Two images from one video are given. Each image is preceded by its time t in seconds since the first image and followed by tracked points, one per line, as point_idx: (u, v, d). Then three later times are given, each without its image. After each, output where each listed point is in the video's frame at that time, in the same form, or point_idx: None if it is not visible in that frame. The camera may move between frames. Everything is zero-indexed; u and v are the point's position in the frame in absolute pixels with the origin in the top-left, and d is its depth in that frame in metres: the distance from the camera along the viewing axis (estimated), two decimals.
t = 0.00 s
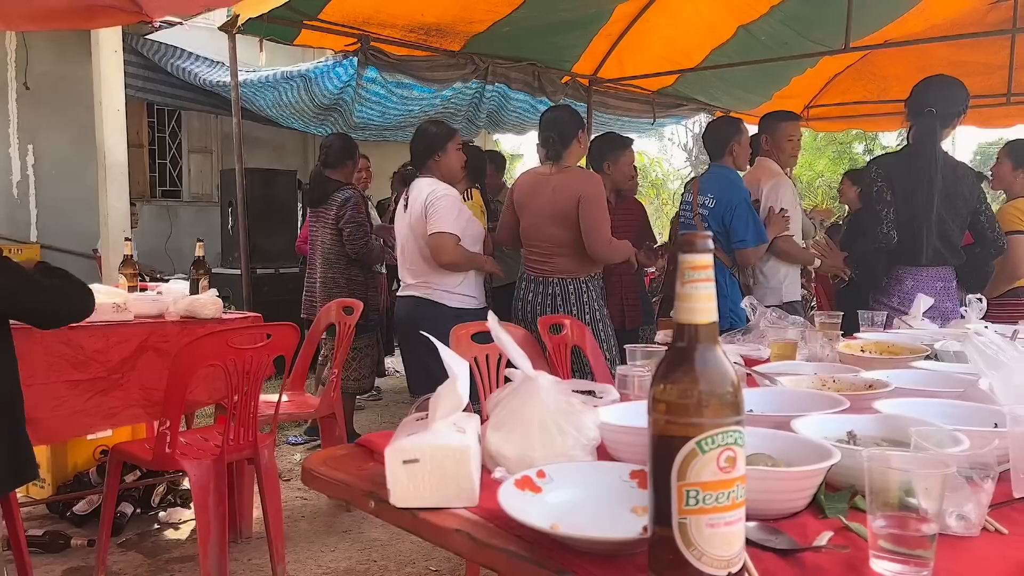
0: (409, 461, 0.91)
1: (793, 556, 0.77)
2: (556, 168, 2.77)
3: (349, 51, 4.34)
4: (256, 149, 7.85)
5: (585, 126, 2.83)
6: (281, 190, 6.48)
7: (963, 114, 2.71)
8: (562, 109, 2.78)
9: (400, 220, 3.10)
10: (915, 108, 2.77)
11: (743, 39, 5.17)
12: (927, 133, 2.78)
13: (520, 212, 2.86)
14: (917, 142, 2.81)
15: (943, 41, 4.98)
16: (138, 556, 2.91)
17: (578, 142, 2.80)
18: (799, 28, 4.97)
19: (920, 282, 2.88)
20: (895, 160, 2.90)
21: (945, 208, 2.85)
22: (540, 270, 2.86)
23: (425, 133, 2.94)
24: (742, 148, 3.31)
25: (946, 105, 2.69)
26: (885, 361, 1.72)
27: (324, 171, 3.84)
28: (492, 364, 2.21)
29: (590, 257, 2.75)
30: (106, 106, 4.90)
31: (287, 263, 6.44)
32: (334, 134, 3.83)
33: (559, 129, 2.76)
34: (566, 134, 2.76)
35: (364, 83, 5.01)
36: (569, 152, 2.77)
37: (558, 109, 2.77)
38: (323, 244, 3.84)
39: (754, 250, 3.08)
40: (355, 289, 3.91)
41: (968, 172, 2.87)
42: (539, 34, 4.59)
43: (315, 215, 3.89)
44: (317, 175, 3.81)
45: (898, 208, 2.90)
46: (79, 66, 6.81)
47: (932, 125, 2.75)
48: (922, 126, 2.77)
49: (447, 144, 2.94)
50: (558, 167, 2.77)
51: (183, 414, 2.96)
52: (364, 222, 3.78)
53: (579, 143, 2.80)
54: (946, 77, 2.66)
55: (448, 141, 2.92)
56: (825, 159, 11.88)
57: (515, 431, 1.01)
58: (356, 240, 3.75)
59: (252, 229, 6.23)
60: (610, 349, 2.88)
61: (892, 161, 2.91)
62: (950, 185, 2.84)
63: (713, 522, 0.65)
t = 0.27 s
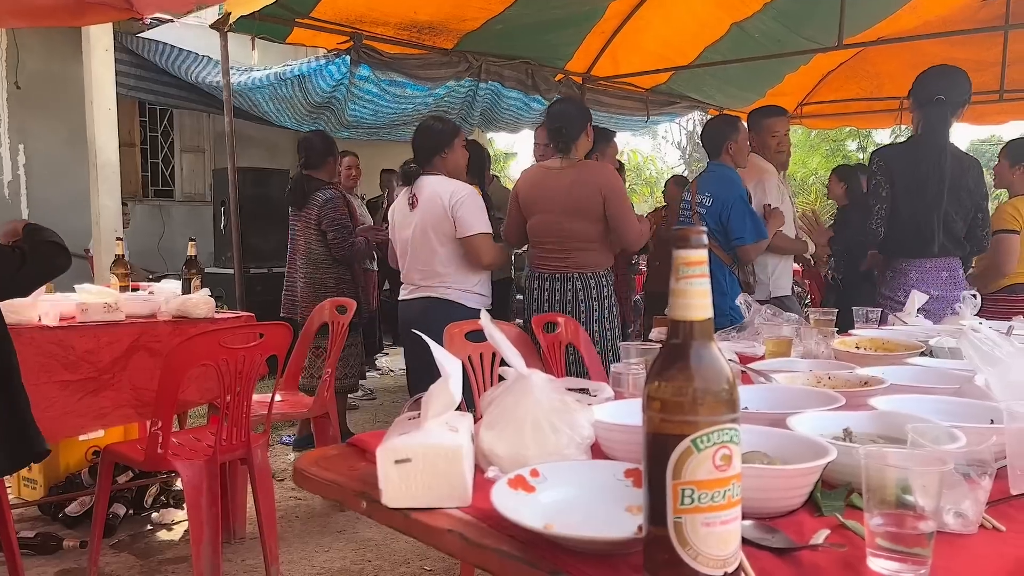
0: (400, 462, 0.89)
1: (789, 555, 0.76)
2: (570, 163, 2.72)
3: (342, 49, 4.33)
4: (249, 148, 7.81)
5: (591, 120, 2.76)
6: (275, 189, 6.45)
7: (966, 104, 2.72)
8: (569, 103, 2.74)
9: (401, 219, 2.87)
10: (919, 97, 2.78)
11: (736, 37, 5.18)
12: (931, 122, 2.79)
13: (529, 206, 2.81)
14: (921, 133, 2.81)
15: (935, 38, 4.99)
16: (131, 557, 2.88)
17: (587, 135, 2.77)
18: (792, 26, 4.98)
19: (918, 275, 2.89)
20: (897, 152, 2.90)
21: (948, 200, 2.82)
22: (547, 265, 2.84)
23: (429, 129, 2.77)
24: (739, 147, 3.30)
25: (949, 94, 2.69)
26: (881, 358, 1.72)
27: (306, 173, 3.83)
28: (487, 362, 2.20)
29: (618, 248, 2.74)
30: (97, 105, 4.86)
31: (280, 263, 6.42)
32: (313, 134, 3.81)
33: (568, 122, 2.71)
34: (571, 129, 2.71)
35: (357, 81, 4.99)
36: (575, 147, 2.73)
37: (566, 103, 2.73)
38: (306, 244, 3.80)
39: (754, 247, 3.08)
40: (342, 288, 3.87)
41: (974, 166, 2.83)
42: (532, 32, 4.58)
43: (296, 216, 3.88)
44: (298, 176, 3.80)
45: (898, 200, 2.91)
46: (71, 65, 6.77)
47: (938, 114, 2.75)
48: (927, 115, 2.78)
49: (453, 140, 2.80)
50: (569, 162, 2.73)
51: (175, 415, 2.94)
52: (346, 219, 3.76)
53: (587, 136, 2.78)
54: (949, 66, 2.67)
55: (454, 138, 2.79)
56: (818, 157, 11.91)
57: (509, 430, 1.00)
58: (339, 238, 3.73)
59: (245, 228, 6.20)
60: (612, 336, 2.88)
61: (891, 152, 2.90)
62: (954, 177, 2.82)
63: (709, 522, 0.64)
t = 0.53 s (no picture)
0: (386, 462, 0.87)
1: (784, 553, 0.74)
2: (573, 158, 2.69)
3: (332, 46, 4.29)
4: (240, 146, 7.76)
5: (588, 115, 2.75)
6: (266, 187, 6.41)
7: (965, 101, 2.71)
8: (570, 97, 2.70)
9: (401, 219, 2.76)
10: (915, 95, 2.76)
11: (728, 33, 5.17)
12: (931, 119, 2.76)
13: (529, 202, 2.78)
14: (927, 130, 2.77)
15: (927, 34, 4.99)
16: (120, 558, 2.85)
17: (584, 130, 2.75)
18: (785, 21, 4.96)
19: (921, 271, 2.88)
20: (900, 149, 2.82)
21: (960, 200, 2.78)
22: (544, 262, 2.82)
23: (433, 127, 2.73)
24: (729, 144, 3.30)
25: (950, 93, 2.67)
26: (875, 353, 1.70)
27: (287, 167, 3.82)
28: (478, 359, 2.18)
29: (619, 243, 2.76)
30: (86, 103, 4.81)
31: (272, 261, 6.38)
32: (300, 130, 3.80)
33: (569, 117, 2.68)
34: (571, 125, 2.69)
35: (347, 78, 4.96)
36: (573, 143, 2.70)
37: (568, 97, 2.69)
38: (284, 240, 3.78)
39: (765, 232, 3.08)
40: (314, 287, 3.81)
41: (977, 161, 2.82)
42: (524, 28, 4.55)
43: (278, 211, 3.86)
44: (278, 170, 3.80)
45: (899, 197, 2.86)
46: (59, 62, 6.70)
47: (941, 112, 2.72)
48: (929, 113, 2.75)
49: (454, 137, 2.78)
50: (570, 157, 2.70)
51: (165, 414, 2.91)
52: (322, 219, 3.70)
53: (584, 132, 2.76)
54: (948, 63, 2.65)
55: (456, 137, 2.78)
56: (811, 153, 11.92)
57: (497, 426, 0.98)
58: (312, 238, 3.67)
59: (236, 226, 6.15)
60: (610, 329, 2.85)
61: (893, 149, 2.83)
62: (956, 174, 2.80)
63: (701, 520, 0.62)
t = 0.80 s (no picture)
0: (360, 463, 0.84)
1: (774, 557, 0.71)
2: (557, 151, 2.66)
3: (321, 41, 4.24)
4: (229, 143, 7.69)
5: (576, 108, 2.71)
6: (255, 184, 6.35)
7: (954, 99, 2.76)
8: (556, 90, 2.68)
9: (388, 211, 2.72)
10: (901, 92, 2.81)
11: (720, 28, 5.14)
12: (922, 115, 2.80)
13: (512, 197, 2.75)
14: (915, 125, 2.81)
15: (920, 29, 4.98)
16: (105, 560, 2.80)
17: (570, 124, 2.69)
18: (777, 17, 4.95)
19: (917, 267, 2.84)
20: (894, 143, 2.85)
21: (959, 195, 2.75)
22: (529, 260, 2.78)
23: (420, 118, 2.69)
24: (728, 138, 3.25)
25: (941, 88, 2.72)
26: (869, 348, 1.68)
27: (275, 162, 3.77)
28: (466, 356, 2.15)
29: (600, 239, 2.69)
30: (72, 100, 4.74)
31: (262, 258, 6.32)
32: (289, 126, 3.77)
33: (553, 109, 2.64)
34: (559, 116, 2.65)
35: (337, 74, 4.91)
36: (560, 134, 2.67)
37: (554, 89, 2.66)
38: (267, 239, 3.72)
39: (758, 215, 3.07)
40: (298, 286, 3.76)
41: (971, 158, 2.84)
42: (515, 23, 4.52)
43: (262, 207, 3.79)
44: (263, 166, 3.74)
45: (894, 192, 2.85)
46: (46, 59, 6.62)
47: (933, 107, 2.75)
48: (919, 107, 2.78)
49: (442, 130, 2.73)
50: (553, 151, 2.66)
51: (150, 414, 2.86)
52: (308, 220, 3.65)
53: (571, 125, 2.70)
54: (936, 59, 2.71)
55: (444, 129, 2.73)
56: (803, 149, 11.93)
57: (479, 425, 0.95)
58: (297, 239, 3.62)
59: (225, 224, 6.10)
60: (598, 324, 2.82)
61: (887, 143, 2.86)
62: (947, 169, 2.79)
63: (687, 523, 0.58)
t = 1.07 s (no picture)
0: (331, 470, 0.81)
1: (761, 564, 0.69)
2: (528, 148, 2.63)
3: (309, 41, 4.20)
4: (217, 143, 7.63)
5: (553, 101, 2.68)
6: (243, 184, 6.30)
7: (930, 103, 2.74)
8: (529, 84, 2.63)
9: (356, 211, 2.68)
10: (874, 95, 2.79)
11: (710, 29, 5.14)
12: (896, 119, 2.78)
13: (484, 196, 2.74)
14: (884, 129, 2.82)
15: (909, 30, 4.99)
16: (86, 565, 2.76)
17: (545, 120, 2.65)
18: (767, 17, 4.94)
19: (885, 267, 2.84)
20: (866, 147, 2.85)
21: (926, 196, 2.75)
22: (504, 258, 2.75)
23: (390, 117, 2.66)
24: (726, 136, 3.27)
25: (915, 92, 2.69)
26: (857, 348, 1.66)
27: (270, 160, 3.75)
28: (452, 359, 2.12)
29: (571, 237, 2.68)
30: (57, 99, 4.68)
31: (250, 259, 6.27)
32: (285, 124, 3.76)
33: (525, 104, 2.61)
34: (533, 112, 2.61)
35: (326, 74, 4.87)
36: (534, 132, 2.63)
37: (527, 85, 2.62)
38: (257, 238, 3.67)
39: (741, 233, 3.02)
40: (287, 287, 3.72)
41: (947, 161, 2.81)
42: (504, 22, 4.49)
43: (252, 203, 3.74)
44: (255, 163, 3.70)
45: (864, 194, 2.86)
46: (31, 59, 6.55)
47: (908, 111, 2.74)
48: (888, 111, 2.77)
49: (411, 130, 2.70)
50: (523, 148, 2.64)
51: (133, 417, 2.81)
52: (302, 219, 3.61)
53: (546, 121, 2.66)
54: (909, 62, 2.67)
55: (414, 127, 2.71)
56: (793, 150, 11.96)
57: (458, 428, 0.92)
58: (291, 237, 3.57)
59: (213, 224, 6.04)
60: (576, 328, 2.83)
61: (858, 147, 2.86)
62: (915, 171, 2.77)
63: (668, 531, 0.56)
